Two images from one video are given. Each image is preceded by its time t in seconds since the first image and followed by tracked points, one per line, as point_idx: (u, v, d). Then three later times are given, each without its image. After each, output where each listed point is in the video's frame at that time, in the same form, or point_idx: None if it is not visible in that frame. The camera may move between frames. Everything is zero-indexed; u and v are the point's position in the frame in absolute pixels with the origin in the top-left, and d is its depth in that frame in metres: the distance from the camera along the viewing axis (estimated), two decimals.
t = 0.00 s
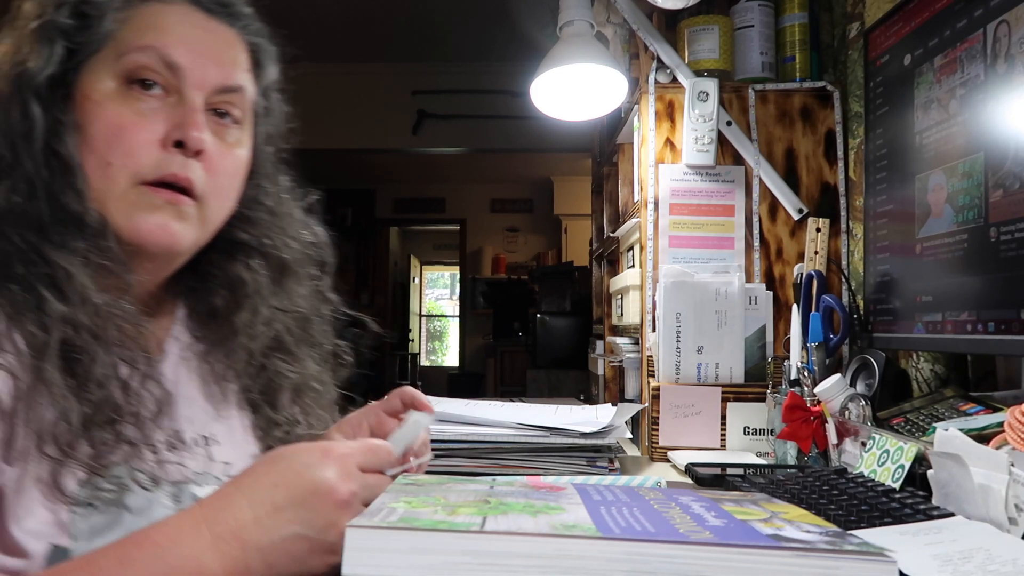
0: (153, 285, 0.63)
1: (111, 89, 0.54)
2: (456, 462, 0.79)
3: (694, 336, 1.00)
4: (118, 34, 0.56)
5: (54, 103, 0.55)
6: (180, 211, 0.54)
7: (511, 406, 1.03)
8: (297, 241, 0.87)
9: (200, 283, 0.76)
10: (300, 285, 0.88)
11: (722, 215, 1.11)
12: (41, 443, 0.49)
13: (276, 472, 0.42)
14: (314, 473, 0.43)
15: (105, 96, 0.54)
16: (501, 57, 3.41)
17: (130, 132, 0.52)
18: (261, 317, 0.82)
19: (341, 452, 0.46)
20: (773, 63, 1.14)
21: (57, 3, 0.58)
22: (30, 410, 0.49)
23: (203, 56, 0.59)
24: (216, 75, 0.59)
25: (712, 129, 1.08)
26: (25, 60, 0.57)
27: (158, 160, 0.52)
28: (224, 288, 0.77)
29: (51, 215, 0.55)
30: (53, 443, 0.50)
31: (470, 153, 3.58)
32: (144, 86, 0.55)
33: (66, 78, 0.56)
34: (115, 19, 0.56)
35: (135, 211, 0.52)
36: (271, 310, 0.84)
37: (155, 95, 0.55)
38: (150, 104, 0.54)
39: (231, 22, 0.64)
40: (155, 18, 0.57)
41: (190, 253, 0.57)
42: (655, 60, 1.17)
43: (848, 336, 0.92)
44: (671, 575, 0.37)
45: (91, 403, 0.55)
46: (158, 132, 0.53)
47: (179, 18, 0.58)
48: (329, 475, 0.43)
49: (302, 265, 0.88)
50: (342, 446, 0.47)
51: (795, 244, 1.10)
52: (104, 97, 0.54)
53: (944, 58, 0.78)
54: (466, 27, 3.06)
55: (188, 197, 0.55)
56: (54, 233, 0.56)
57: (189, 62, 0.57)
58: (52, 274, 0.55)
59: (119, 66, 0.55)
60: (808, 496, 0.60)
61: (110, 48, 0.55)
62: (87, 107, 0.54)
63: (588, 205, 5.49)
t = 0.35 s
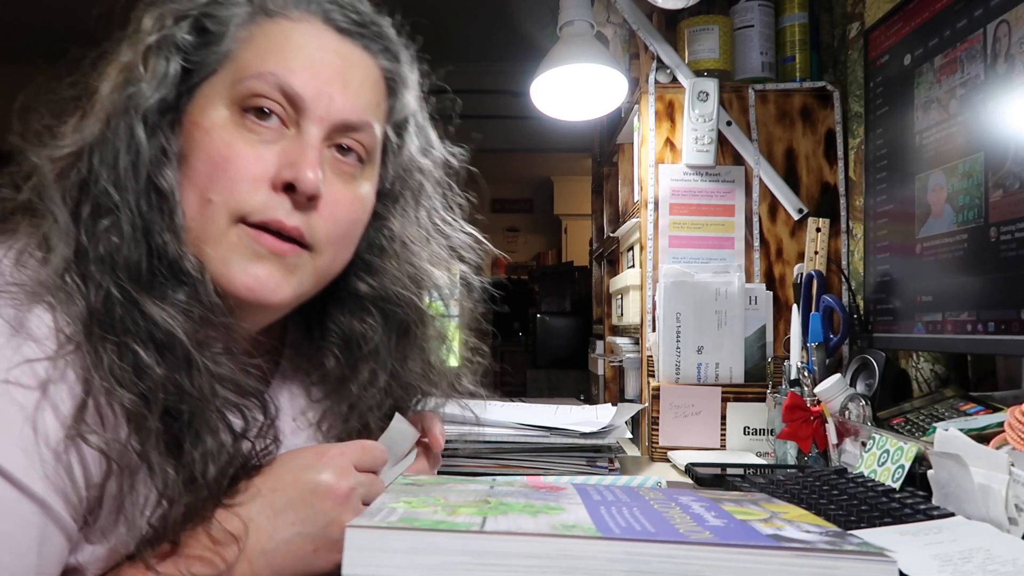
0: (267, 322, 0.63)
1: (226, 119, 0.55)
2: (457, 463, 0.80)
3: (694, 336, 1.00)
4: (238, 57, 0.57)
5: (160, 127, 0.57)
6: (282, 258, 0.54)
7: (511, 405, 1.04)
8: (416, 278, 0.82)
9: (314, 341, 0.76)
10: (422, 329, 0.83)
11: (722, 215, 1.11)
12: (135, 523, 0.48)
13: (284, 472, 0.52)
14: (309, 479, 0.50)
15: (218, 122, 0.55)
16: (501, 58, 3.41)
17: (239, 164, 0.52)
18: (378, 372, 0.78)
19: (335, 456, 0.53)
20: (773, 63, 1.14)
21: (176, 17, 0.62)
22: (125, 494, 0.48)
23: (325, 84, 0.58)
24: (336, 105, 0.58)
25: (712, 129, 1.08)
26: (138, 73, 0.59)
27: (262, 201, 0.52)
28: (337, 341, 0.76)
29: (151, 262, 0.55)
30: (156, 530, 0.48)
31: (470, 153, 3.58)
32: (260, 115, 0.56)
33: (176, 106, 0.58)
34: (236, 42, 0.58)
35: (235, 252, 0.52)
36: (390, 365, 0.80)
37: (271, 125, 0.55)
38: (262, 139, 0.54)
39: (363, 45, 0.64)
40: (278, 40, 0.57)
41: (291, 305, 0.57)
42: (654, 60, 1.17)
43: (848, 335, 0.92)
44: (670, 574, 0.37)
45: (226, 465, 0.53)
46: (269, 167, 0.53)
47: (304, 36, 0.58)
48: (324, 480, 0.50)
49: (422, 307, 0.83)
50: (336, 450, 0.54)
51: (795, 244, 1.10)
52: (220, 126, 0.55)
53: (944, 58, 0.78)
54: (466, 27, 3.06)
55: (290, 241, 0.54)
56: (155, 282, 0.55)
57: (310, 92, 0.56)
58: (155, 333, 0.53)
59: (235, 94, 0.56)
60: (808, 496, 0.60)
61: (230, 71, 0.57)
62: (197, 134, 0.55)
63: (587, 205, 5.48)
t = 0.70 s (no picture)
0: (284, 348, 0.63)
1: (250, 148, 0.55)
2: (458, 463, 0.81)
3: (694, 336, 1.00)
4: (266, 86, 0.57)
5: (182, 151, 0.57)
6: (298, 295, 0.55)
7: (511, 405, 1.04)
8: (425, 307, 0.81)
9: (322, 366, 0.76)
10: (428, 357, 0.81)
11: (722, 215, 1.11)
12: (143, 547, 0.48)
13: (276, 474, 0.53)
14: (301, 479, 0.51)
15: (241, 151, 0.55)
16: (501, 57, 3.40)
17: (261, 197, 0.53)
18: (379, 398, 0.76)
19: (322, 453, 0.54)
20: (773, 63, 1.14)
21: (206, 37, 0.62)
22: (133, 519, 0.48)
23: (353, 120, 0.57)
24: (362, 142, 0.57)
25: (712, 129, 1.08)
26: (164, 95, 0.59)
27: (279, 237, 0.53)
28: (341, 364, 0.75)
29: (166, 286, 0.55)
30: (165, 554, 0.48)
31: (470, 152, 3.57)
32: (284, 146, 0.55)
33: (200, 130, 0.58)
34: (267, 69, 0.58)
35: (252, 285, 0.53)
36: (393, 391, 0.77)
37: (294, 158, 0.55)
38: (285, 172, 0.54)
39: (394, 79, 0.62)
40: (308, 73, 0.57)
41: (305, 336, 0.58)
42: (654, 60, 1.17)
43: (848, 335, 0.92)
44: (670, 574, 0.37)
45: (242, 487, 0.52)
46: (291, 201, 0.54)
47: (334, 68, 0.58)
48: (315, 479, 0.51)
49: (430, 336, 0.81)
50: (322, 449, 0.54)
51: (795, 244, 1.10)
52: (243, 155, 0.55)
53: (944, 58, 0.78)
54: (466, 27, 3.05)
55: (305, 277, 0.55)
56: (169, 306, 0.55)
57: (336, 128, 0.55)
58: (170, 357, 0.53)
59: (259, 123, 0.55)
60: (808, 496, 0.60)
61: (257, 100, 0.56)
62: (220, 160, 0.55)
63: (587, 205, 5.48)
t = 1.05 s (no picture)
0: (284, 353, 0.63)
1: (253, 157, 0.55)
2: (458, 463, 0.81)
3: (694, 336, 1.00)
4: (267, 96, 0.56)
5: (184, 159, 0.57)
6: (300, 302, 0.55)
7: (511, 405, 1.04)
8: (425, 309, 0.81)
9: (320, 365, 0.75)
10: (427, 356, 0.81)
11: (722, 215, 1.11)
12: (143, 551, 0.48)
13: (275, 475, 0.53)
14: (299, 478, 0.51)
15: (244, 160, 0.55)
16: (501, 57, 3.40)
17: (264, 205, 0.53)
18: (376, 397, 0.75)
19: (320, 452, 0.54)
20: (773, 63, 1.14)
21: (207, 45, 0.62)
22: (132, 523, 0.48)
23: (356, 129, 0.56)
24: (365, 151, 0.57)
25: (712, 129, 1.08)
26: (166, 103, 0.59)
27: (282, 247, 0.53)
28: (339, 363, 0.75)
29: (171, 293, 0.55)
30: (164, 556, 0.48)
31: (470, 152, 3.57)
32: (287, 156, 0.55)
33: (203, 138, 0.58)
34: (270, 79, 0.57)
35: (255, 293, 0.54)
36: (390, 389, 0.77)
37: (297, 167, 0.55)
38: (288, 181, 0.54)
39: (395, 88, 0.62)
40: (310, 82, 0.56)
41: (307, 343, 0.59)
42: (654, 60, 1.17)
43: (848, 335, 0.92)
44: (670, 574, 0.37)
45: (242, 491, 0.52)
46: (293, 210, 0.54)
47: (336, 78, 0.57)
48: (313, 478, 0.51)
49: (429, 337, 0.81)
50: (320, 449, 0.54)
51: (795, 244, 1.10)
52: (246, 164, 0.55)
53: (944, 58, 0.78)
54: (466, 27, 3.05)
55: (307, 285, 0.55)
56: (174, 313, 0.55)
57: (338, 138, 0.55)
58: (172, 362, 0.53)
59: (262, 132, 0.55)
60: (808, 496, 0.60)
61: (258, 110, 0.56)
62: (224, 169, 0.55)
63: (587, 205, 5.48)
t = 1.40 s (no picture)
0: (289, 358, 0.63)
1: (261, 162, 0.55)
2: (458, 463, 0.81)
3: (694, 336, 1.00)
4: (275, 102, 0.56)
5: (193, 164, 0.57)
6: (306, 307, 0.55)
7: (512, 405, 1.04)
8: (427, 312, 0.81)
9: (322, 368, 0.75)
10: (429, 358, 0.82)
11: (722, 215, 1.11)
12: (146, 553, 0.48)
13: (276, 476, 0.53)
14: (299, 479, 0.51)
15: (252, 165, 0.55)
16: (501, 57, 3.40)
17: (271, 210, 0.53)
18: (376, 399, 0.76)
19: (322, 453, 0.54)
20: (773, 64, 1.14)
21: (216, 49, 0.62)
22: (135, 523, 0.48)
23: (363, 136, 0.57)
24: (372, 157, 0.57)
25: (712, 129, 1.08)
26: (175, 108, 0.59)
27: (289, 251, 0.53)
28: (341, 366, 0.75)
29: (178, 296, 0.55)
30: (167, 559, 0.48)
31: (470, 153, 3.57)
32: (294, 161, 0.55)
33: (211, 142, 0.58)
34: (277, 84, 0.57)
35: (262, 298, 0.54)
36: (390, 391, 0.78)
37: (304, 173, 0.55)
38: (296, 186, 0.54)
39: (403, 94, 0.62)
40: (318, 88, 0.56)
41: (313, 348, 0.59)
42: (654, 60, 1.17)
43: (848, 335, 0.92)
44: (670, 574, 0.37)
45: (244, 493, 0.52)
46: (300, 215, 0.54)
47: (344, 84, 0.57)
48: (313, 478, 0.51)
49: (431, 339, 0.82)
50: (324, 450, 0.54)
51: (795, 244, 1.10)
52: (253, 169, 0.55)
53: (944, 58, 0.78)
54: (466, 27, 3.05)
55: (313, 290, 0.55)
56: (180, 317, 0.55)
57: (346, 144, 0.55)
58: (177, 365, 0.53)
59: (270, 137, 0.55)
60: (808, 496, 0.60)
61: (266, 115, 0.56)
62: (231, 174, 0.55)
63: (588, 205, 5.49)
